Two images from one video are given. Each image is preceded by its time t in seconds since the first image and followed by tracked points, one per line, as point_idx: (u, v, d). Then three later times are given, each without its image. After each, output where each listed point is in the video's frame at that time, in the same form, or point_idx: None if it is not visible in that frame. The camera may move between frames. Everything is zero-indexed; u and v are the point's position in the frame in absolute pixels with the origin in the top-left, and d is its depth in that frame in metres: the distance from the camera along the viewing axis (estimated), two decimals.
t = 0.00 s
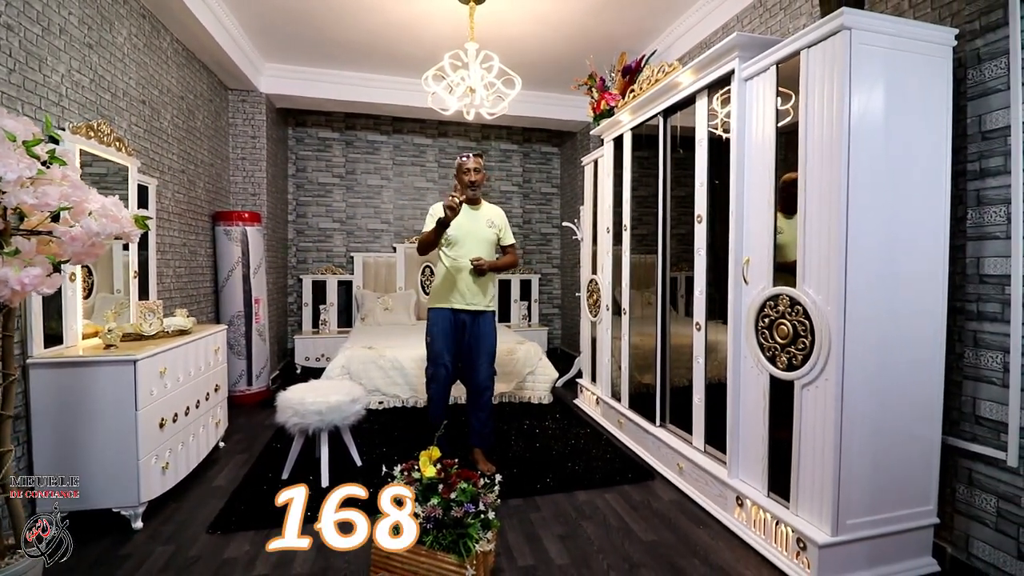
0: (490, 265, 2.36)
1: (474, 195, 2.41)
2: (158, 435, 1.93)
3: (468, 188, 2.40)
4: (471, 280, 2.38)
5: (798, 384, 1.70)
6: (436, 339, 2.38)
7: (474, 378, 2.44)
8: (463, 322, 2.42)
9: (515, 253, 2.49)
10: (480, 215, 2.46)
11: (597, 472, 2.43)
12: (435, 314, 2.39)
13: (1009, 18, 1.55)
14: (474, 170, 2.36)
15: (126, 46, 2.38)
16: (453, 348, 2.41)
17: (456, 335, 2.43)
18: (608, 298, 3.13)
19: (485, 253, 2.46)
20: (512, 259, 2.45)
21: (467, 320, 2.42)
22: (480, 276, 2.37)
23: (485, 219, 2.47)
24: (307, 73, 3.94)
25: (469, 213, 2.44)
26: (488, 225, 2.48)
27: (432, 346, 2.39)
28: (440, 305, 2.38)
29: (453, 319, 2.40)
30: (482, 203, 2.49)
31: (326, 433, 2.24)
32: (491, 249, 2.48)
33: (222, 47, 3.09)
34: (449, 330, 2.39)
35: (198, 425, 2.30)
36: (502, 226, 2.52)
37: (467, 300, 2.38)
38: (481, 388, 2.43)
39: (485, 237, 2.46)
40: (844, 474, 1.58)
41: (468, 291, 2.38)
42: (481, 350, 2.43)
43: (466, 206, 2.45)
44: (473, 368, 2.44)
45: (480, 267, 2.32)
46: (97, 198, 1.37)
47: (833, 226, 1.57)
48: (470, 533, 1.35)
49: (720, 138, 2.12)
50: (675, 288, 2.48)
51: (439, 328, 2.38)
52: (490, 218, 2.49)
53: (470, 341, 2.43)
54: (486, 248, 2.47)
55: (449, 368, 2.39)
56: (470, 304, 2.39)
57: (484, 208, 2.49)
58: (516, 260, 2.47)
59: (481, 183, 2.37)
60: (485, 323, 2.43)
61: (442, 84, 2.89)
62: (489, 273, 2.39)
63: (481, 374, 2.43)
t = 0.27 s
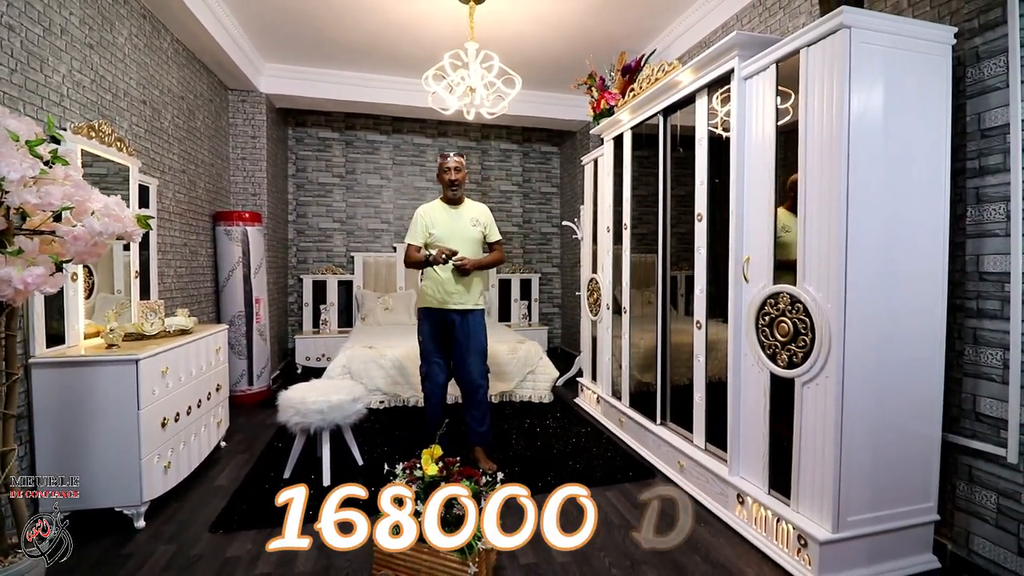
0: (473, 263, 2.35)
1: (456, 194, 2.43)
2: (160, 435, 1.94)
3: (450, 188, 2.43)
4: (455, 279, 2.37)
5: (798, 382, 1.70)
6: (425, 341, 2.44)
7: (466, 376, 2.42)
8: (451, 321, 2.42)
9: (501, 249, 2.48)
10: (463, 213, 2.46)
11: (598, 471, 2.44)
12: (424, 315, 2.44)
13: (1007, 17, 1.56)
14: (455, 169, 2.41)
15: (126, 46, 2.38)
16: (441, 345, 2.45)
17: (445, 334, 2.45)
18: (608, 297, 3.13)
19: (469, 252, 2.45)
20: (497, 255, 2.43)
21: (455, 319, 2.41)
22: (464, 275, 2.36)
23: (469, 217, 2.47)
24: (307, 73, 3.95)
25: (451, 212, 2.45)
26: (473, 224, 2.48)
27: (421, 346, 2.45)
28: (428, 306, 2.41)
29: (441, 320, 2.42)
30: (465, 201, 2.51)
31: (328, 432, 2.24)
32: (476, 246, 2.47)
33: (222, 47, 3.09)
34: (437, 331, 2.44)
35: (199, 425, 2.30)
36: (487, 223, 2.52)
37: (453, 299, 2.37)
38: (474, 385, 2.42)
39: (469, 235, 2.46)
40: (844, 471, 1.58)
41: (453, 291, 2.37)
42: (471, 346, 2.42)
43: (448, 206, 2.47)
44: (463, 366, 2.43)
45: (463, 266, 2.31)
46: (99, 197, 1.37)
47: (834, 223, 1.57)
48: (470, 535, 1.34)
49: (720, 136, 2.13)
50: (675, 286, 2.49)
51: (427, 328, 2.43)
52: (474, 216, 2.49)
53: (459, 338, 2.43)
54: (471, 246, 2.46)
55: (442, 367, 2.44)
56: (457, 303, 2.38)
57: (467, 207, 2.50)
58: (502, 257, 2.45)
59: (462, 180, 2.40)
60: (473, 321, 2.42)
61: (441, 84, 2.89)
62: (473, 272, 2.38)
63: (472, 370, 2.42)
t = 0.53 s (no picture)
0: (463, 262, 2.37)
1: (442, 194, 2.41)
2: (160, 434, 1.94)
3: (435, 188, 2.40)
4: (446, 278, 2.39)
5: (796, 381, 1.71)
6: (418, 338, 2.42)
7: (459, 373, 2.44)
8: (443, 318, 2.42)
9: (490, 246, 2.51)
10: (450, 212, 2.47)
11: (597, 470, 2.44)
12: (417, 313, 2.42)
13: (1005, 16, 1.56)
14: (440, 170, 2.37)
15: (128, 46, 2.39)
16: (436, 343, 2.44)
17: (439, 333, 2.45)
18: (608, 296, 3.14)
19: (459, 250, 2.47)
20: (487, 251, 2.45)
21: (447, 316, 2.43)
22: (455, 273, 2.38)
23: (455, 216, 2.48)
24: (307, 73, 3.96)
25: (438, 212, 2.46)
26: (460, 222, 2.49)
27: (414, 344, 2.43)
28: (420, 304, 2.41)
29: (434, 317, 2.42)
30: (450, 201, 2.51)
31: (328, 431, 2.25)
32: (466, 244, 2.49)
33: (223, 47, 3.10)
34: (430, 329, 2.42)
35: (200, 424, 2.31)
36: (474, 221, 2.53)
37: (445, 297, 2.39)
38: (467, 382, 2.44)
39: (457, 234, 2.47)
40: (842, 469, 1.59)
41: (443, 288, 2.38)
42: (463, 344, 2.44)
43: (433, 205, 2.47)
44: (456, 363, 2.44)
45: (452, 266, 2.34)
46: (101, 197, 1.37)
47: (831, 223, 1.58)
48: (470, 535, 1.35)
49: (719, 136, 2.13)
50: (675, 286, 2.49)
51: (420, 326, 2.41)
52: (461, 215, 2.50)
53: (452, 336, 2.44)
54: (460, 244, 2.47)
55: (435, 365, 2.44)
56: (449, 301, 2.40)
57: (453, 206, 2.50)
58: (491, 253, 2.48)
59: (448, 181, 2.38)
60: (465, 318, 2.44)
61: (442, 84, 2.90)
62: (463, 270, 2.41)
63: (465, 367, 2.43)
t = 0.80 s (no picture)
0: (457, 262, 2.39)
1: (432, 196, 2.43)
2: (159, 433, 1.96)
3: (425, 190, 2.42)
4: (440, 278, 2.40)
5: (790, 381, 1.72)
6: (415, 338, 2.42)
7: (456, 371, 2.45)
8: (439, 317, 2.44)
9: (481, 245, 2.54)
10: (441, 213, 2.49)
11: (594, 469, 2.46)
12: (413, 312, 2.42)
13: (997, 19, 1.57)
14: (429, 173, 2.39)
15: (128, 48, 2.41)
16: (432, 343, 2.45)
17: (435, 332, 2.46)
18: (605, 297, 3.15)
19: (452, 250, 2.48)
20: (478, 251, 2.49)
21: (442, 315, 2.44)
22: (449, 273, 2.40)
23: (447, 217, 2.50)
24: (306, 74, 3.97)
25: (430, 213, 2.47)
26: (452, 223, 2.51)
27: (410, 344, 2.43)
28: (415, 304, 2.41)
29: (430, 316, 2.43)
30: (441, 202, 2.52)
31: (326, 431, 2.27)
32: (458, 244, 2.51)
33: (222, 48, 3.11)
34: (427, 328, 2.42)
35: (199, 423, 2.32)
36: (465, 220, 2.56)
37: (440, 296, 2.40)
38: (463, 380, 2.45)
39: (450, 234, 2.48)
40: (836, 469, 1.60)
41: (437, 287, 2.39)
42: (460, 342, 2.44)
43: (425, 207, 2.48)
44: (451, 360, 2.46)
45: (447, 266, 2.36)
46: (100, 199, 1.38)
47: (824, 224, 1.59)
48: (468, 537, 1.36)
49: (715, 137, 2.15)
50: (671, 287, 2.51)
51: (417, 326, 2.41)
52: (452, 215, 2.52)
53: (448, 334, 2.45)
54: (452, 244, 2.49)
55: (431, 364, 2.45)
56: (445, 300, 2.41)
57: (444, 206, 2.52)
58: (483, 252, 2.50)
59: (438, 183, 2.40)
60: (460, 316, 2.45)
61: (441, 87, 2.93)
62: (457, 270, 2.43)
63: (461, 364, 2.45)
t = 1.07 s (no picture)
0: (455, 263, 2.41)
1: (428, 198, 2.44)
2: (159, 435, 1.97)
3: (421, 192, 2.43)
4: (439, 280, 2.41)
5: (785, 384, 1.74)
6: (412, 340, 2.43)
7: (452, 372, 2.47)
8: (437, 319, 2.45)
9: (477, 247, 2.56)
10: (438, 215, 2.50)
11: (591, 471, 2.47)
12: (411, 315, 2.42)
13: (989, 25, 1.58)
14: (427, 175, 2.40)
15: (128, 53, 2.42)
16: (430, 345, 2.47)
17: (432, 334, 2.47)
18: (603, 299, 3.16)
19: (449, 252, 2.50)
20: (474, 253, 2.51)
21: (440, 317, 2.45)
22: (447, 275, 2.41)
23: (443, 219, 2.52)
24: (305, 77, 3.99)
25: (427, 215, 2.49)
26: (449, 225, 2.53)
27: (408, 346, 2.44)
28: (414, 306, 2.41)
29: (428, 319, 2.44)
30: (437, 204, 2.53)
31: (324, 433, 2.29)
32: (455, 247, 2.53)
33: (221, 51, 3.13)
34: (425, 330, 2.44)
35: (198, 425, 2.33)
36: (461, 223, 2.58)
37: (439, 299, 2.41)
38: (459, 381, 2.47)
39: (446, 236, 2.50)
40: (829, 471, 1.61)
41: (435, 290, 2.41)
42: (457, 343, 2.48)
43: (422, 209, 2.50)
44: (448, 361, 2.48)
45: (446, 268, 2.37)
46: (100, 204, 1.41)
47: (818, 228, 1.61)
48: (468, 537, 1.37)
49: (711, 140, 2.16)
50: (669, 290, 2.52)
51: (415, 328, 2.42)
52: (448, 217, 2.54)
53: (446, 336, 2.47)
54: (449, 246, 2.51)
55: (430, 366, 2.46)
56: (443, 303, 2.43)
57: (440, 208, 2.53)
58: (478, 254, 2.53)
59: (435, 185, 2.40)
60: (457, 318, 2.47)
61: (439, 90, 2.93)
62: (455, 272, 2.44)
63: (457, 365, 2.47)
